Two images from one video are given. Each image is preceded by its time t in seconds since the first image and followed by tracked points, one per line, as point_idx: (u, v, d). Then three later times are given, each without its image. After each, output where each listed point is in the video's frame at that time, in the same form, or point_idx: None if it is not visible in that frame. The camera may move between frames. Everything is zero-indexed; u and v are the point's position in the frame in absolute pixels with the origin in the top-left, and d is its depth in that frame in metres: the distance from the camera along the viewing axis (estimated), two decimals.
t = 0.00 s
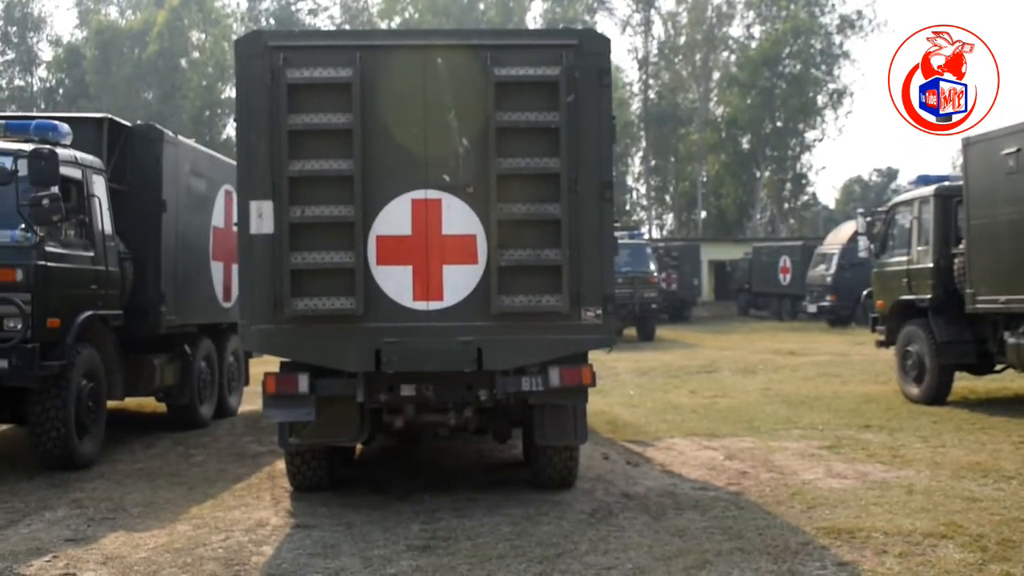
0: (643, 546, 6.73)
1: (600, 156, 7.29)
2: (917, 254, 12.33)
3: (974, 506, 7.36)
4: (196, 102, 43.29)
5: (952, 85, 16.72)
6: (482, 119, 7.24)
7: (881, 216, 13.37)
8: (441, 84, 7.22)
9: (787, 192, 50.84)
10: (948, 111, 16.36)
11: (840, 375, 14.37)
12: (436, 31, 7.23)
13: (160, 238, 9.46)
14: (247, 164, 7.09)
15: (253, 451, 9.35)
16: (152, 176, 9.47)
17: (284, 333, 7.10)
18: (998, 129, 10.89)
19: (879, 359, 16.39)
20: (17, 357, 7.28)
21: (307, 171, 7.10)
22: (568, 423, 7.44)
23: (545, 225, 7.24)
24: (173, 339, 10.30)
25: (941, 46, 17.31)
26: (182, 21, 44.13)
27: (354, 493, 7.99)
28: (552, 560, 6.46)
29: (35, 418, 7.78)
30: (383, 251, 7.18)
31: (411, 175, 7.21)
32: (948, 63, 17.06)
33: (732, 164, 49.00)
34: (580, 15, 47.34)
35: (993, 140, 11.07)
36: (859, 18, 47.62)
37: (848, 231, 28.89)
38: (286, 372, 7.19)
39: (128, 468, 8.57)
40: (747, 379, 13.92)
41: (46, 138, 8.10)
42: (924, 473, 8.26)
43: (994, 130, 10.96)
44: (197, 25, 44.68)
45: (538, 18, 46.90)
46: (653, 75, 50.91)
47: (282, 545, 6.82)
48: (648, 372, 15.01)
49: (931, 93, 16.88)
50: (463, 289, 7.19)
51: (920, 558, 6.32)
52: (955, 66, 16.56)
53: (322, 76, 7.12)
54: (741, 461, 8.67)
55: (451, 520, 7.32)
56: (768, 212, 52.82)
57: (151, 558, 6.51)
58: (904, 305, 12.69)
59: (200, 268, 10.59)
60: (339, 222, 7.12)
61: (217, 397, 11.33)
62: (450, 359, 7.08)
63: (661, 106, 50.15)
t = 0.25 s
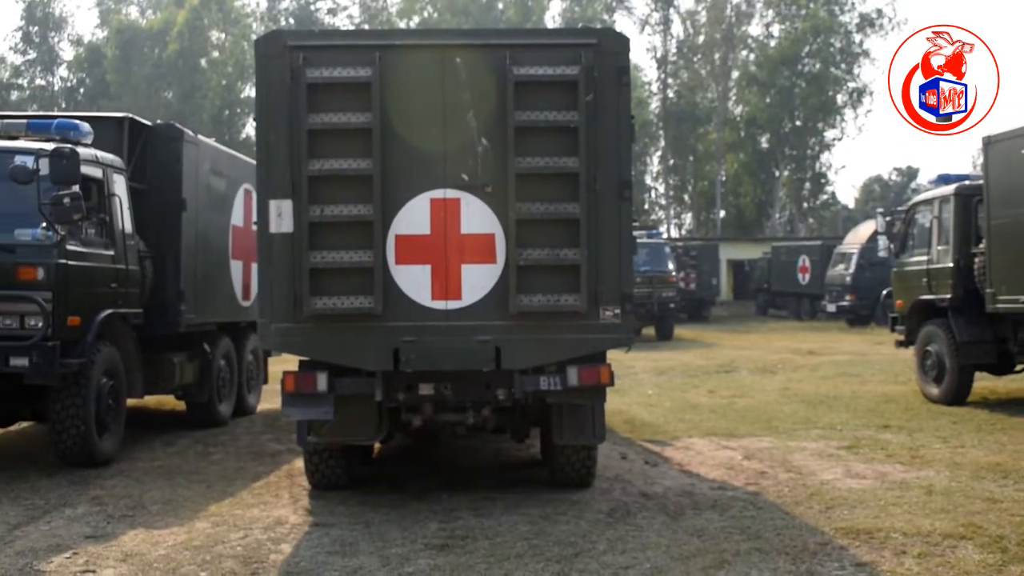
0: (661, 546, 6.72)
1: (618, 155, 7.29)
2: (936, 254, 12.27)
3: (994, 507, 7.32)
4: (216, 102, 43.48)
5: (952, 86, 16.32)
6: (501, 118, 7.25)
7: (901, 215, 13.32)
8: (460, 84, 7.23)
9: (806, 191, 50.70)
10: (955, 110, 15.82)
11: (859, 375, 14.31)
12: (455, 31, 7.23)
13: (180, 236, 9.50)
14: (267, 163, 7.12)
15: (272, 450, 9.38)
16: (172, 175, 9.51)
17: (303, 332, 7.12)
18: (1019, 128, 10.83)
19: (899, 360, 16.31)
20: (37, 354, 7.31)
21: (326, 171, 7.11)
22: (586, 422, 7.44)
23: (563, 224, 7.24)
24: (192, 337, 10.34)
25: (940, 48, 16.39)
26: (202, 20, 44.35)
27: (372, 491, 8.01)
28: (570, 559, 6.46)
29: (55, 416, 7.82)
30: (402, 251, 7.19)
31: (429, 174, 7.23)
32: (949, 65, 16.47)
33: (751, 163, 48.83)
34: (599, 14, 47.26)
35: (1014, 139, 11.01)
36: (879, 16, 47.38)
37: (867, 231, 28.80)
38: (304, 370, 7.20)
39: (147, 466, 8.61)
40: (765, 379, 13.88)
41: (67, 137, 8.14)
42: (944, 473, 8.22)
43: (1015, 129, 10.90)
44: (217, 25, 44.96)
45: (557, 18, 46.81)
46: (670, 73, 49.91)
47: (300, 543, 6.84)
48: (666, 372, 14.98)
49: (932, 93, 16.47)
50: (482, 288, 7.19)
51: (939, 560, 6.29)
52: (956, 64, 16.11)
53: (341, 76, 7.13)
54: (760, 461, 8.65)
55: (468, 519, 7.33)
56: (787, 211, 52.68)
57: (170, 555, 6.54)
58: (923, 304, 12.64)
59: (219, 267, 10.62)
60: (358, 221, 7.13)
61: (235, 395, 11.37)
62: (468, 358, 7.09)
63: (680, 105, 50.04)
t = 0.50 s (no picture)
0: (663, 547, 6.71)
1: (623, 156, 7.29)
2: (941, 256, 12.26)
3: (997, 510, 7.31)
4: (222, 101, 43.57)
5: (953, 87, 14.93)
6: (506, 118, 7.25)
7: (906, 217, 13.32)
8: (465, 84, 7.23)
9: (811, 193, 50.61)
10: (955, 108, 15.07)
11: (863, 377, 14.29)
12: (460, 31, 7.23)
13: (184, 235, 9.52)
14: (273, 163, 7.13)
15: (275, 449, 9.38)
16: (178, 173, 9.52)
17: (307, 331, 7.13)
18: None
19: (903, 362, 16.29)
20: (42, 352, 7.32)
21: (331, 170, 7.12)
22: (589, 423, 7.44)
23: (568, 225, 7.24)
24: (197, 336, 10.36)
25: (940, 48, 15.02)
26: (208, 20, 44.27)
27: (375, 491, 8.02)
28: (572, 560, 6.46)
29: (59, 414, 7.84)
30: (407, 251, 7.19)
31: (434, 174, 7.23)
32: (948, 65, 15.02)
33: (756, 163, 48.74)
34: (605, 14, 47.13)
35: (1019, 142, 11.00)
36: (886, 17, 47.27)
37: (872, 233, 28.75)
38: (308, 369, 7.20)
39: (151, 465, 8.62)
40: (769, 381, 13.86)
41: (72, 135, 8.16)
42: (947, 476, 8.21)
43: (1020, 132, 10.89)
44: (222, 24, 44.54)
45: (563, 18, 46.75)
46: (676, 75, 50.76)
47: (303, 542, 6.85)
48: (670, 373, 14.97)
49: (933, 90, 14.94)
50: (486, 288, 7.19)
51: (942, 562, 6.29)
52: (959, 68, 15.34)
53: (347, 75, 7.13)
54: (763, 463, 8.64)
55: (471, 519, 7.33)
56: (792, 212, 52.65)
57: (173, 554, 6.54)
58: (928, 306, 12.63)
59: (224, 265, 10.64)
60: (363, 221, 7.13)
61: (240, 393, 11.38)
62: (472, 358, 7.10)
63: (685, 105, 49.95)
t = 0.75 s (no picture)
0: (682, 549, 6.70)
1: (644, 157, 7.27)
2: (963, 259, 12.17)
3: (1019, 516, 7.27)
4: (242, 100, 43.76)
5: (952, 85, 17.56)
6: (527, 119, 7.24)
7: (928, 220, 13.25)
8: (486, 84, 7.23)
9: (832, 194, 50.62)
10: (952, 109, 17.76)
11: (883, 381, 14.23)
12: (482, 31, 7.23)
13: (205, 233, 9.56)
14: (293, 162, 7.14)
15: (294, 447, 9.41)
16: (199, 172, 9.55)
17: (327, 330, 7.15)
18: None
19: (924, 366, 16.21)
20: (64, 349, 7.34)
21: (352, 170, 7.13)
22: (608, 425, 7.43)
23: (588, 226, 7.23)
24: (217, 334, 10.39)
25: (938, 54, 18.13)
26: (229, 19, 44.67)
27: (394, 490, 8.03)
28: (590, 562, 6.45)
29: (81, 410, 7.86)
30: (426, 250, 7.19)
31: (454, 174, 7.23)
32: (948, 62, 17.91)
33: (777, 165, 48.58)
34: (625, 16, 47.06)
35: None
36: (908, 20, 47.07)
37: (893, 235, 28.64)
38: (327, 368, 7.22)
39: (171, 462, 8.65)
40: (789, 383, 13.82)
41: (95, 133, 8.21)
42: (968, 481, 8.17)
43: None
44: (243, 23, 45.33)
45: (583, 18, 46.80)
46: (697, 75, 50.17)
47: (322, 540, 6.86)
48: (688, 375, 14.95)
49: (933, 93, 17.94)
50: (505, 288, 7.19)
51: (963, 568, 6.25)
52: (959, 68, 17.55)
53: (367, 75, 7.14)
54: (782, 466, 8.62)
55: (489, 520, 7.33)
56: (812, 214, 52.60)
57: (192, 551, 6.57)
58: (950, 310, 12.56)
59: (245, 264, 10.68)
60: (383, 221, 7.15)
61: (259, 392, 11.42)
62: (491, 358, 7.11)
63: (704, 106, 49.84)
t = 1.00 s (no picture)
0: (711, 550, 6.67)
1: (672, 157, 7.25)
2: (994, 259, 12.03)
3: None
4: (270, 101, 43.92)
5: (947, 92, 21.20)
6: (555, 119, 7.23)
7: (958, 219, 13.14)
8: (514, 85, 7.23)
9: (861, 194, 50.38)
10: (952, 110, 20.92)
11: (912, 381, 14.14)
12: (510, 32, 7.23)
13: (234, 234, 9.60)
14: (321, 163, 7.16)
15: (323, 447, 9.44)
16: (227, 173, 9.60)
17: (355, 331, 7.17)
18: None
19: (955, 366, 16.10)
20: (94, 350, 7.41)
21: (380, 171, 7.14)
22: (636, 426, 7.41)
23: (616, 226, 7.22)
24: (245, 334, 10.44)
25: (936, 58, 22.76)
26: (258, 21, 45.18)
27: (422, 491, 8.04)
28: (618, 562, 6.44)
29: (111, 411, 7.93)
30: (454, 251, 7.20)
31: (482, 175, 7.23)
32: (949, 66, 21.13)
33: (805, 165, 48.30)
34: (652, 15, 46.87)
35: None
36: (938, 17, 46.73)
37: (923, 235, 28.44)
38: (355, 369, 7.24)
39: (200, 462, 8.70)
40: (818, 384, 13.75)
41: (125, 135, 8.29)
42: (1000, 482, 8.10)
43: None
44: (271, 26, 45.59)
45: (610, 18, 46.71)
46: (724, 75, 50.50)
47: (350, 540, 6.88)
48: (716, 375, 14.91)
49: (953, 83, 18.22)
50: (533, 289, 7.19)
51: (995, 569, 6.20)
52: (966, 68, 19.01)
53: (396, 76, 7.16)
54: (811, 467, 8.58)
55: (517, 520, 7.33)
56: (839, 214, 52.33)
57: (222, 551, 6.60)
58: (980, 310, 12.45)
59: (273, 265, 10.73)
60: (411, 221, 7.16)
61: (287, 392, 11.46)
62: (519, 359, 7.11)
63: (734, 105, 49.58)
